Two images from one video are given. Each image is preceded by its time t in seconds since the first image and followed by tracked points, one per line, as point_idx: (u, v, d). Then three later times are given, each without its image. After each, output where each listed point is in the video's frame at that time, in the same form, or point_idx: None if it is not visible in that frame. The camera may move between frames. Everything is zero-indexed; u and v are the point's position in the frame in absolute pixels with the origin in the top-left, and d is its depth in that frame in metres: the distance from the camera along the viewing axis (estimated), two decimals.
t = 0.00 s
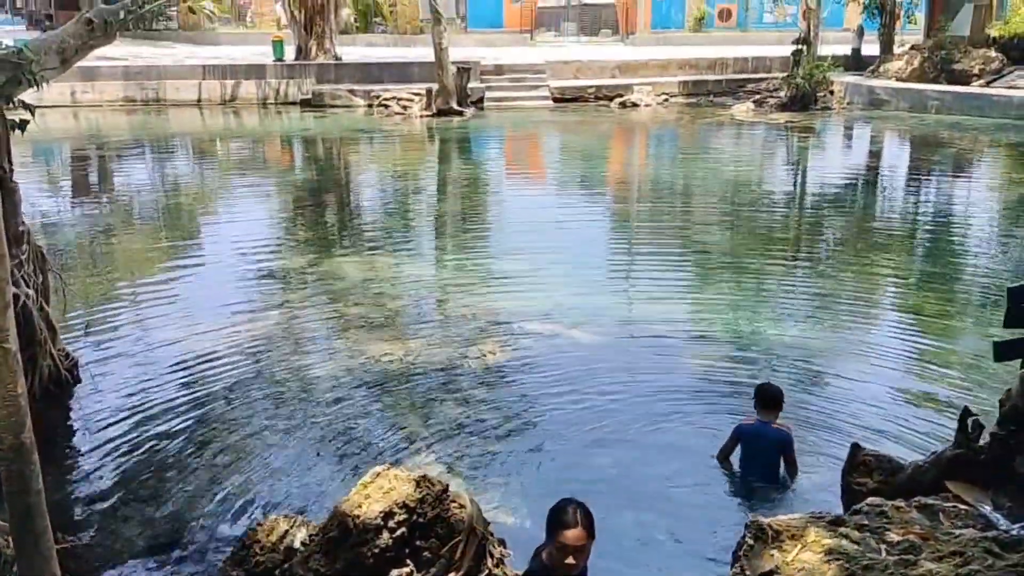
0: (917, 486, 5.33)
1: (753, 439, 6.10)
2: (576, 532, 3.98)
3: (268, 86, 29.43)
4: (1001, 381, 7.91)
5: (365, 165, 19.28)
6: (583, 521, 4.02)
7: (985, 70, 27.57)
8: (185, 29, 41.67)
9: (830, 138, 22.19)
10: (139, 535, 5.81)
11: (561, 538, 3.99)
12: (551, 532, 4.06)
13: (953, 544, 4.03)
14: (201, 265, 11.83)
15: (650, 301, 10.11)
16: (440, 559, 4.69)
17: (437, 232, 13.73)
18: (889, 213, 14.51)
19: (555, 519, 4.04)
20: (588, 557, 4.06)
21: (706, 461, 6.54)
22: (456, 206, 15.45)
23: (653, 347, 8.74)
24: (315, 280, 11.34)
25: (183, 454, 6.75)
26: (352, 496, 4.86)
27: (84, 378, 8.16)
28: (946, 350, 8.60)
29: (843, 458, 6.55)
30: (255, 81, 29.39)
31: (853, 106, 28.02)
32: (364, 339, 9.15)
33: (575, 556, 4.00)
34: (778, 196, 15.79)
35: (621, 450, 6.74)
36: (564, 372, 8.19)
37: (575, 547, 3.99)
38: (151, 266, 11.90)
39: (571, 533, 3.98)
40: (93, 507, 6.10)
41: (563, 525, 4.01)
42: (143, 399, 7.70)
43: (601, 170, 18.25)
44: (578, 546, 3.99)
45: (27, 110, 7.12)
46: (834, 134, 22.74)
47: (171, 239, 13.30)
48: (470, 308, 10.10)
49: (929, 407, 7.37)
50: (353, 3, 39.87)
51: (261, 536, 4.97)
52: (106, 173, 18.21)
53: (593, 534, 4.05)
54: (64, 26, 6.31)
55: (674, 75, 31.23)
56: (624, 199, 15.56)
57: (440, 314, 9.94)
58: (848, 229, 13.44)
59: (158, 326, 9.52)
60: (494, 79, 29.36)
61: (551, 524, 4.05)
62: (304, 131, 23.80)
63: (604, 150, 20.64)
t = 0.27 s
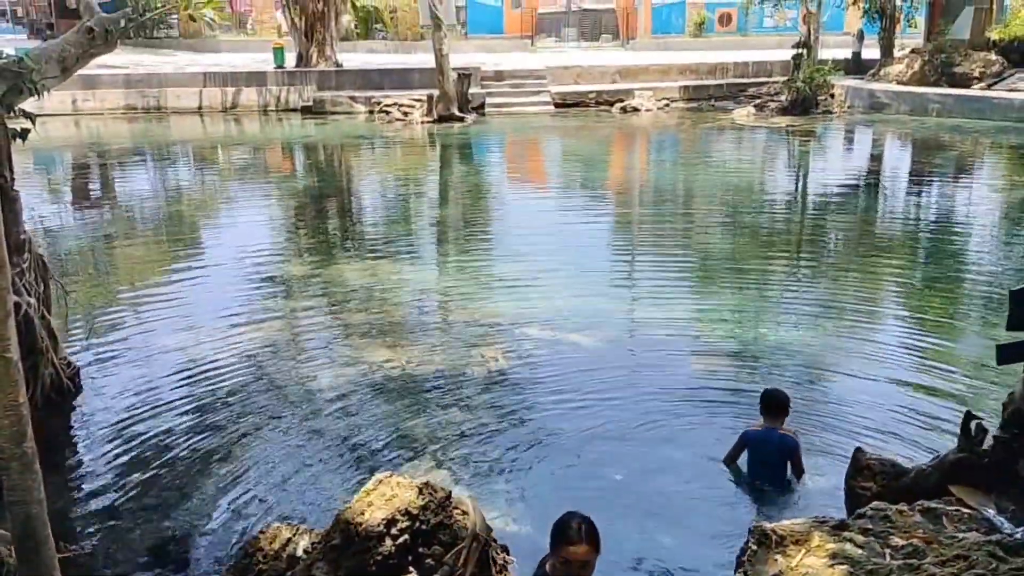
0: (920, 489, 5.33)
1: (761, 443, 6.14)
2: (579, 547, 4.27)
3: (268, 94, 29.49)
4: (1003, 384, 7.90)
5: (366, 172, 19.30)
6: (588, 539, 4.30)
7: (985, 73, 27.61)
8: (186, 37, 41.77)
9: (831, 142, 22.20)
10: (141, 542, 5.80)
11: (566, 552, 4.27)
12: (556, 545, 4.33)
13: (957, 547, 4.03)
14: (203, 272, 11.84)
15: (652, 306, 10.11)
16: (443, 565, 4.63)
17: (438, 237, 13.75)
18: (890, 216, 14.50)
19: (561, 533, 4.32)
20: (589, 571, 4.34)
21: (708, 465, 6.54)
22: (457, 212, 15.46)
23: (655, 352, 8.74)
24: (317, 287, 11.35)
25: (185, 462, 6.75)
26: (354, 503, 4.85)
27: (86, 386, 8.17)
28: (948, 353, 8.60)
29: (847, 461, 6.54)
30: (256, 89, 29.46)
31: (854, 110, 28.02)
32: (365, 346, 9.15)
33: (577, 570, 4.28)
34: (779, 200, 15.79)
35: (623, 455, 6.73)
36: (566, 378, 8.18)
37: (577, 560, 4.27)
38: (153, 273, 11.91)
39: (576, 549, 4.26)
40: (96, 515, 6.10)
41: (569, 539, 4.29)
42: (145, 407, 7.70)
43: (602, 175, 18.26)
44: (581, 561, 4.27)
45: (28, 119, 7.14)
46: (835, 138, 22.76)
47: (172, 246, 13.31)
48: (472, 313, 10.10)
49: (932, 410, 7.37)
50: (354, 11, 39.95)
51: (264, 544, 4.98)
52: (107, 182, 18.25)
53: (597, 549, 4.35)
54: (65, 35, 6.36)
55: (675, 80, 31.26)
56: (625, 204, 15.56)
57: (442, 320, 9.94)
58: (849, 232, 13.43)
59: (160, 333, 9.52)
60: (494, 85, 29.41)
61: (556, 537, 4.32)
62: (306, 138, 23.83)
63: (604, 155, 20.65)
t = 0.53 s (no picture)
0: (923, 497, 5.33)
1: (769, 451, 6.16)
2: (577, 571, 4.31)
3: (271, 102, 29.58)
4: (1006, 391, 7.90)
5: (368, 180, 19.32)
6: (588, 562, 4.35)
7: (986, 79, 27.60)
8: (188, 46, 41.88)
9: (833, 149, 22.21)
10: (144, 551, 5.80)
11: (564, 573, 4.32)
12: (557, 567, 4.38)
13: (962, 556, 4.04)
14: (205, 280, 11.85)
15: (654, 313, 10.11)
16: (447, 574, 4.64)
17: (440, 245, 13.76)
18: (892, 223, 14.49)
19: (562, 555, 4.39)
20: None
21: (712, 473, 6.53)
22: (460, 220, 15.47)
23: (658, 359, 8.73)
24: (319, 295, 11.36)
25: (188, 471, 6.74)
26: (357, 512, 4.84)
27: (89, 394, 8.17)
28: (951, 360, 8.60)
29: (851, 468, 6.55)
30: (258, 97, 29.53)
31: (855, 117, 28.04)
32: (368, 354, 9.16)
33: None
34: (781, 207, 15.80)
35: (626, 463, 6.73)
36: (568, 385, 8.18)
37: None
38: (155, 282, 11.92)
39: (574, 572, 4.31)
40: (99, 524, 6.10)
41: (569, 562, 4.35)
42: (148, 415, 7.70)
43: (603, 183, 18.27)
44: None
45: (32, 128, 7.16)
46: (836, 145, 22.76)
47: (175, 254, 13.33)
48: (474, 321, 10.10)
49: (935, 418, 7.36)
50: (355, 19, 40.02)
51: (268, 552, 4.98)
52: (110, 190, 18.29)
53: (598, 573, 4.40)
54: (68, 45, 6.37)
55: (676, 87, 31.31)
56: (627, 212, 15.57)
57: (445, 328, 9.94)
58: (851, 240, 13.43)
59: (162, 341, 9.52)
60: (496, 93, 29.46)
61: (558, 558, 4.40)
62: (307, 146, 23.87)
63: (606, 163, 20.67)
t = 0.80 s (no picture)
0: (929, 511, 5.30)
1: (780, 459, 6.15)
2: None
3: (276, 113, 29.68)
4: (1013, 405, 7.84)
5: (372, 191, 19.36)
6: None
7: (990, 92, 27.59)
8: (195, 58, 42.09)
9: (837, 161, 22.22)
10: (147, 563, 5.79)
11: None
12: None
13: (968, 570, 4.01)
14: (210, 292, 11.87)
15: (659, 325, 10.10)
16: None
17: (444, 257, 13.76)
18: (896, 235, 14.48)
19: (558, 567, 4.28)
20: None
21: (716, 486, 6.51)
22: (464, 231, 15.49)
23: (662, 372, 8.71)
24: (323, 306, 11.36)
25: (191, 483, 6.73)
26: (361, 524, 4.83)
27: (93, 406, 8.17)
28: (957, 373, 8.56)
29: (855, 482, 6.49)
30: (263, 109, 29.63)
31: (859, 130, 28.05)
32: (372, 365, 9.15)
33: None
34: (785, 220, 15.79)
35: (630, 476, 6.71)
36: (572, 398, 8.17)
37: None
38: (160, 293, 11.94)
39: None
40: (102, 536, 6.09)
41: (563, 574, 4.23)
42: (152, 427, 7.70)
43: (607, 194, 18.29)
44: None
45: (40, 140, 7.23)
46: (840, 157, 22.76)
47: (180, 265, 13.35)
48: (479, 333, 10.10)
49: (940, 431, 7.33)
50: (361, 32, 40.19)
51: (270, 564, 4.97)
52: (115, 201, 18.35)
53: None
54: (75, 57, 6.50)
55: (680, 99, 31.37)
56: (631, 224, 15.57)
57: (449, 339, 9.93)
58: (856, 252, 13.41)
59: (167, 353, 9.53)
60: (500, 105, 29.54)
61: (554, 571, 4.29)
62: (312, 157, 23.93)
63: (610, 175, 20.69)
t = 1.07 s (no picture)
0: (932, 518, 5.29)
1: (789, 462, 6.10)
2: None
3: (279, 121, 29.73)
4: (1016, 412, 7.81)
5: (375, 198, 19.39)
6: None
7: (992, 99, 27.62)
8: (198, 65, 42.20)
9: (839, 168, 22.23)
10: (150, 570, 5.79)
11: None
12: None
13: None
14: (213, 299, 11.88)
15: (661, 333, 10.09)
16: None
17: (447, 264, 13.78)
18: (899, 242, 14.47)
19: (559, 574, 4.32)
20: None
21: (719, 494, 6.50)
22: (467, 238, 15.51)
23: (665, 379, 8.71)
24: (326, 313, 11.38)
25: (193, 491, 6.73)
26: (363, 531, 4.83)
27: (96, 413, 8.18)
28: (960, 380, 8.55)
29: (859, 490, 6.48)
30: (267, 116, 29.70)
31: (861, 137, 28.07)
32: (375, 373, 9.15)
33: None
34: (787, 227, 15.79)
35: (633, 483, 6.70)
36: (575, 405, 8.16)
37: None
38: (163, 300, 11.95)
39: None
40: (104, 544, 6.08)
41: None
42: (154, 434, 7.70)
43: (610, 201, 18.31)
44: None
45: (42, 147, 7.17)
46: (842, 164, 22.77)
47: (183, 272, 13.37)
48: (481, 340, 10.10)
49: (944, 439, 7.31)
50: (364, 39, 40.29)
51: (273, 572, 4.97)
52: (119, 208, 18.39)
53: None
54: (79, 65, 6.57)
55: (682, 106, 31.41)
56: (633, 231, 15.58)
57: (451, 346, 9.94)
58: (858, 259, 13.41)
59: (170, 360, 9.54)
60: (503, 112, 29.61)
61: None
62: (315, 164, 23.98)
63: (612, 182, 20.71)
